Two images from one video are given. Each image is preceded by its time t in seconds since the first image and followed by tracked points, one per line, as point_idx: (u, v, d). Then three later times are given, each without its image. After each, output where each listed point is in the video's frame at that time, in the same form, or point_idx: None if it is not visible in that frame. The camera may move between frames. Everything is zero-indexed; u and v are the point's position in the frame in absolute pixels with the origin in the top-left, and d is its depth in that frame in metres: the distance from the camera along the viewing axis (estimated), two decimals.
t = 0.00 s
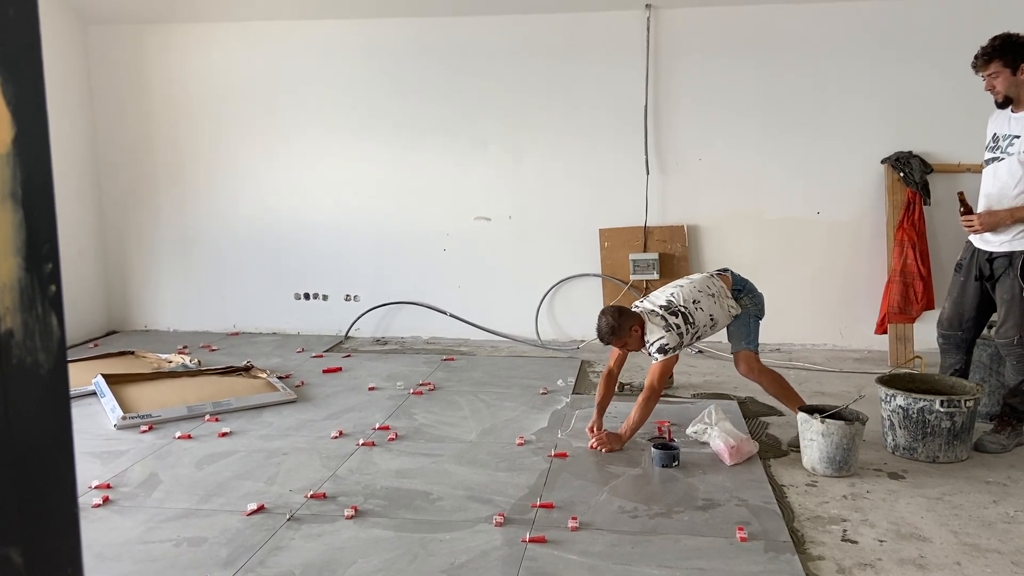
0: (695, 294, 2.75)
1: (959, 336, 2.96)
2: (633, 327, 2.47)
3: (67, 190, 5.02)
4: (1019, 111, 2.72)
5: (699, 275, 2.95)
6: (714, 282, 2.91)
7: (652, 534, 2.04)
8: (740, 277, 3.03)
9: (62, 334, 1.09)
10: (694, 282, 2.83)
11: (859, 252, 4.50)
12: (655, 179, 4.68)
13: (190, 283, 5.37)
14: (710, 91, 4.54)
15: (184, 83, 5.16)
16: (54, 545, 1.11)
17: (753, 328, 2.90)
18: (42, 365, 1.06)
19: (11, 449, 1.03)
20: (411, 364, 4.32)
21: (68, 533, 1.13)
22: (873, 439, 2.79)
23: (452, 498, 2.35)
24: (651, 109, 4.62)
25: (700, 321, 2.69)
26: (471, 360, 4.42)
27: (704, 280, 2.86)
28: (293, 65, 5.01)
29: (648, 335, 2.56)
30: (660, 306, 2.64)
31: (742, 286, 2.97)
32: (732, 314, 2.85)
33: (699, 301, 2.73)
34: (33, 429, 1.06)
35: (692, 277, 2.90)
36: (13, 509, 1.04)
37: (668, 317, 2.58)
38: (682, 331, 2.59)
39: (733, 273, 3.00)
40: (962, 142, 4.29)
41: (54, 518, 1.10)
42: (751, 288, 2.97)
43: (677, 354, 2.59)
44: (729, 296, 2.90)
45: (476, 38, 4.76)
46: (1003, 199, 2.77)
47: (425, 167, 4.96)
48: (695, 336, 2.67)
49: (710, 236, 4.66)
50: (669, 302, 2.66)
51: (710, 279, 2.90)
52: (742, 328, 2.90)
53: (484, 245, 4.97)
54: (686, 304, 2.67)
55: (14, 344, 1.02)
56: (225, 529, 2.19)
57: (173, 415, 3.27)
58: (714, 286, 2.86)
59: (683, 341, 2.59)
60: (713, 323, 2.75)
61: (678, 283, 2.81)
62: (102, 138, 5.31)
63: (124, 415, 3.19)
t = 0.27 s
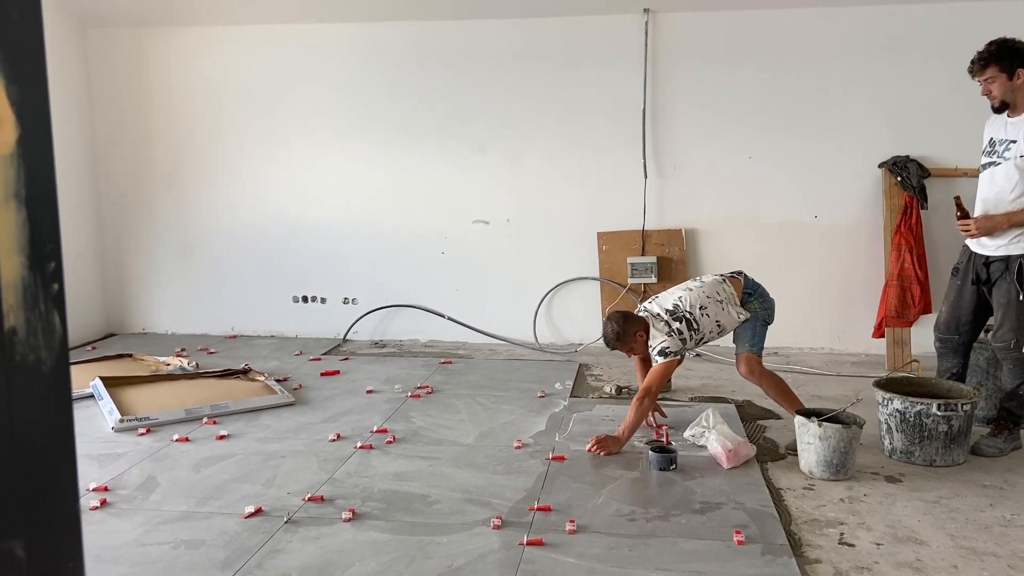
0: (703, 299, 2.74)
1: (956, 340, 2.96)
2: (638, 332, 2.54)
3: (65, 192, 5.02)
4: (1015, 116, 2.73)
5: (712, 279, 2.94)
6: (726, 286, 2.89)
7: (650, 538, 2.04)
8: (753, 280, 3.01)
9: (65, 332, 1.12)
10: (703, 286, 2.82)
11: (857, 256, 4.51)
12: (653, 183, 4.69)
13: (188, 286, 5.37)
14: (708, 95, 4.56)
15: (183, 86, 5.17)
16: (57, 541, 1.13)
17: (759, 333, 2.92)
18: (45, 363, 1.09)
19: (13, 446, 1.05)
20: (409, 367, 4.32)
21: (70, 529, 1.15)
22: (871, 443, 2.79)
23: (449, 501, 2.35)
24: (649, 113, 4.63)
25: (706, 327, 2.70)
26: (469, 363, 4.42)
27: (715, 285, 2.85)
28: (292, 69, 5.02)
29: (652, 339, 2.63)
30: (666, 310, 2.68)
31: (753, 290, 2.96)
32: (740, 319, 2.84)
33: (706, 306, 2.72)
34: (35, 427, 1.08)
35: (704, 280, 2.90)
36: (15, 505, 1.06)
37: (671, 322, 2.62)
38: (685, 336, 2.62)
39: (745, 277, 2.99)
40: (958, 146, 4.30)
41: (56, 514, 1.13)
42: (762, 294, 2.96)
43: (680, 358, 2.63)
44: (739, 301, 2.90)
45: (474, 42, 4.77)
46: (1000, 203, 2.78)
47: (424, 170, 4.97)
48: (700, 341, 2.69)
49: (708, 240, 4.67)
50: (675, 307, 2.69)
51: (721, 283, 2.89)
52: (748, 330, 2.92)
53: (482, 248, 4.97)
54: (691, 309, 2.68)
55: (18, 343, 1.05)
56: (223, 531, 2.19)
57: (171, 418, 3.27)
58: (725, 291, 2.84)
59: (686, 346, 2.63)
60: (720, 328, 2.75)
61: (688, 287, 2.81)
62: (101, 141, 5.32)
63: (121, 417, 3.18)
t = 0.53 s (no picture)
0: (695, 303, 2.77)
1: (952, 344, 2.97)
2: (634, 338, 2.55)
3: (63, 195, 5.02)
4: (1010, 121, 2.74)
5: (704, 284, 2.97)
6: (717, 291, 2.92)
7: (647, 541, 2.04)
8: (746, 286, 3.03)
9: (75, 331, 1.13)
10: (696, 291, 2.85)
11: (853, 260, 4.52)
12: (650, 187, 4.71)
13: (186, 289, 5.36)
14: (704, 100, 4.58)
15: (181, 90, 5.17)
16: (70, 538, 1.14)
17: (753, 337, 2.92)
18: (57, 363, 1.10)
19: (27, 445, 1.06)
20: (406, 371, 4.32)
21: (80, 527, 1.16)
22: (867, 446, 2.80)
23: (447, 504, 2.35)
24: (647, 117, 4.65)
25: (699, 331, 2.72)
26: (466, 366, 4.42)
27: (706, 290, 2.88)
28: (290, 73, 5.03)
29: (647, 345, 2.63)
30: (659, 316, 2.69)
31: (747, 295, 2.98)
32: (733, 324, 2.86)
33: (699, 311, 2.75)
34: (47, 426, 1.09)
35: (695, 286, 2.93)
36: (30, 503, 1.08)
37: (665, 326, 2.63)
38: (680, 340, 2.63)
39: (738, 283, 3.01)
40: (954, 151, 4.32)
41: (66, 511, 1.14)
42: (756, 299, 2.97)
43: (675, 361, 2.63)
44: (732, 306, 2.92)
45: (472, 47, 4.79)
46: (995, 208, 2.79)
47: (422, 174, 4.97)
48: (694, 346, 2.70)
49: (705, 244, 4.68)
50: (667, 312, 2.70)
51: (713, 289, 2.91)
52: (742, 334, 2.92)
53: (480, 252, 4.98)
54: (684, 314, 2.70)
55: (31, 342, 1.06)
56: (221, 535, 2.18)
57: (168, 421, 3.26)
58: (716, 295, 2.87)
59: (680, 351, 2.64)
60: (713, 332, 2.77)
61: (680, 293, 2.83)
62: (99, 144, 5.32)
63: (119, 421, 3.18)
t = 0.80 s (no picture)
0: (681, 304, 2.79)
1: (948, 347, 2.98)
2: (622, 340, 2.54)
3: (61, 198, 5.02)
4: (1005, 125, 2.75)
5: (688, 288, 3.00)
6: (702, 293, 2.95)
7: (644, 543, 2.04)
8: (732, 288, 3.05)
9: (88, 328, 1.16)
10: (681, 293, 2.88)
11: (850, 264, 4.53)
12: (648, 190, 4.71)
13: (183, 292, 5.36)
14: (701, 104, 4.59)
15: (178, 93, 5.18)
16: (85, 528, 1.17)
17: (743, 342, 2.94)
18: (70, 356, 1.12)
19: (46, 436, 1.09)
20: (404, 374, 4.32)
21: (93, 517, 1.18)
22: (864, 449, 2.80)
23: (444, 507, 2.35)
24: (644, 121, 4.66)
25: (687, 331, 2.73)
26: (464, 369, 4.42)
27: (691, 292, 2.91)
28: (287, 77, 5.04)
29: (636, 345, 2.63)
30: (646, 317, 2.71)
31: (733, 298, 3.00)
32: (720, 326, 2.89)
33: (686, 311, 2.77)
34: (63, 418, 1.11)
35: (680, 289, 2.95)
36: (45, 494, 1.09)
37: (653, 326, 2.65)
38: (668, 339, 2.64)
39: (723, 285, 3.02)
40: (950, 155, 4.34)
41: (82, 503, 1.16)
42: (742, 300, 3.00)
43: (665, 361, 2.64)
44: (718, 307, 2.94)
45: (470, 51, 4.80)
46: (991, 212, 2.80)
47: (420, 177, 4.98)
48: (682, 346, 2.72)
49: (703, 247, 4.69)
50: (654, 313, 2.72)
51: (698, 291, 2.94)
52: (732, 340, 2.93)
53: (478, 255, 4.98)
54: (671, 314, 2.72)
55: (47, 336, 1.09)
56: (218, 537, 2.18)
57: (165, 424, 3.26)
58: (701, 297, 2.90)
59: (668, 350, 2.65)
60: (701, 332, 2.80)
61: (666, 295, 2.86)
62: (96, 147, 5.32)
63: (115, 424, 3.17)
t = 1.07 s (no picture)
0: (673, 306, 2.81)
1: (944, 349, 3.00)
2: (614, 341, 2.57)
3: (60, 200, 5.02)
4: (1003, 128, 2.77)
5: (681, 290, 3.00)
6: (694, 295, 2.96)
7: (642, 544, 2.05)
8: (724, 291, 3.04)
9: (102, 319, 1.17)
10: (672, 295, 2.89)
11: (846, 266, 4.55)
12: (646, 193, 4.73)
13: (181, 295, 5.36)
14: (698, 107, 4.61)
15: (176, 96, 5.18)
16: (96, 513, 1.18)
17: (737, 345, 2.95)
18: (85, 346, 1.14)
19: (59, 421, 1.10)
20: (402, 376, 4.32)
21: (105, 504, 1.20)
22: (861, 451, 2.81)
23: (443, 508, 2.35)
24: (642, 125, 4.68)
25: (678, 332, 2.74)
26: (462, 372, 4.43)
27: (683, 294, 2.92)
28: (285, 80, 5.04)
29: (628, 346, 2.64)
30: (638, 318, 2.72)
31: (725, 300, 2.99)
32: (711, 328, 2.90)
33: (677, 313, 2.78)
34: (75, 406, 1.13)
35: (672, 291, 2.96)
36: (60, 477, 1.11)
37: (645, 327, 2.66)
38: (660, 340, 2.65)
39: (715, 288, 3.02)
40: (946, 158, 4.36)
41: (94, 488, 1.17)
42: (734, 302, 2.99)
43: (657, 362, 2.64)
44: (709, 309, 2.94)
45: (467, 54, 4.81)
46: (987, 214, 2.82)
47: (419, 180, 4.98)
48: (674, 347, 2.73)
49: (700, 250, 4.71)
50: (646, 314, 2.73)
51: (690, 294, 2.95)
52: (725, 345, 2.95)
53: (476, 258, 4.99)
54: (663, 316, 2.73)
55: (62, 324, 1.11)
56: (216, 539, 2.18)
57: (162, 426, 3.26)
58: (692, 299, 2.91)
59: (660, 351, 2.65)
60: (693, 334, 2.81)
61: (657, 298, 2.87)
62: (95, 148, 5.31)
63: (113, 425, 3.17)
